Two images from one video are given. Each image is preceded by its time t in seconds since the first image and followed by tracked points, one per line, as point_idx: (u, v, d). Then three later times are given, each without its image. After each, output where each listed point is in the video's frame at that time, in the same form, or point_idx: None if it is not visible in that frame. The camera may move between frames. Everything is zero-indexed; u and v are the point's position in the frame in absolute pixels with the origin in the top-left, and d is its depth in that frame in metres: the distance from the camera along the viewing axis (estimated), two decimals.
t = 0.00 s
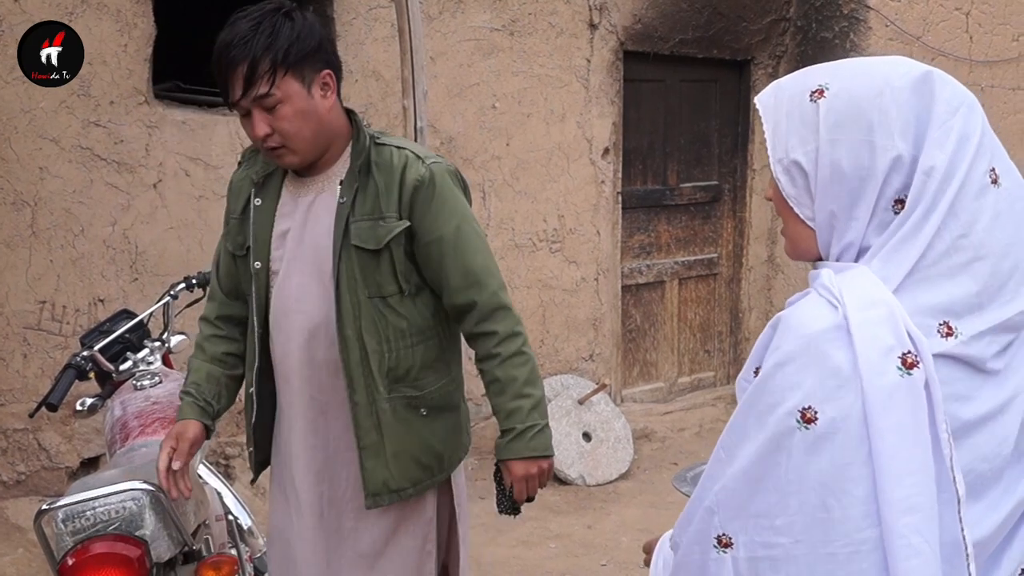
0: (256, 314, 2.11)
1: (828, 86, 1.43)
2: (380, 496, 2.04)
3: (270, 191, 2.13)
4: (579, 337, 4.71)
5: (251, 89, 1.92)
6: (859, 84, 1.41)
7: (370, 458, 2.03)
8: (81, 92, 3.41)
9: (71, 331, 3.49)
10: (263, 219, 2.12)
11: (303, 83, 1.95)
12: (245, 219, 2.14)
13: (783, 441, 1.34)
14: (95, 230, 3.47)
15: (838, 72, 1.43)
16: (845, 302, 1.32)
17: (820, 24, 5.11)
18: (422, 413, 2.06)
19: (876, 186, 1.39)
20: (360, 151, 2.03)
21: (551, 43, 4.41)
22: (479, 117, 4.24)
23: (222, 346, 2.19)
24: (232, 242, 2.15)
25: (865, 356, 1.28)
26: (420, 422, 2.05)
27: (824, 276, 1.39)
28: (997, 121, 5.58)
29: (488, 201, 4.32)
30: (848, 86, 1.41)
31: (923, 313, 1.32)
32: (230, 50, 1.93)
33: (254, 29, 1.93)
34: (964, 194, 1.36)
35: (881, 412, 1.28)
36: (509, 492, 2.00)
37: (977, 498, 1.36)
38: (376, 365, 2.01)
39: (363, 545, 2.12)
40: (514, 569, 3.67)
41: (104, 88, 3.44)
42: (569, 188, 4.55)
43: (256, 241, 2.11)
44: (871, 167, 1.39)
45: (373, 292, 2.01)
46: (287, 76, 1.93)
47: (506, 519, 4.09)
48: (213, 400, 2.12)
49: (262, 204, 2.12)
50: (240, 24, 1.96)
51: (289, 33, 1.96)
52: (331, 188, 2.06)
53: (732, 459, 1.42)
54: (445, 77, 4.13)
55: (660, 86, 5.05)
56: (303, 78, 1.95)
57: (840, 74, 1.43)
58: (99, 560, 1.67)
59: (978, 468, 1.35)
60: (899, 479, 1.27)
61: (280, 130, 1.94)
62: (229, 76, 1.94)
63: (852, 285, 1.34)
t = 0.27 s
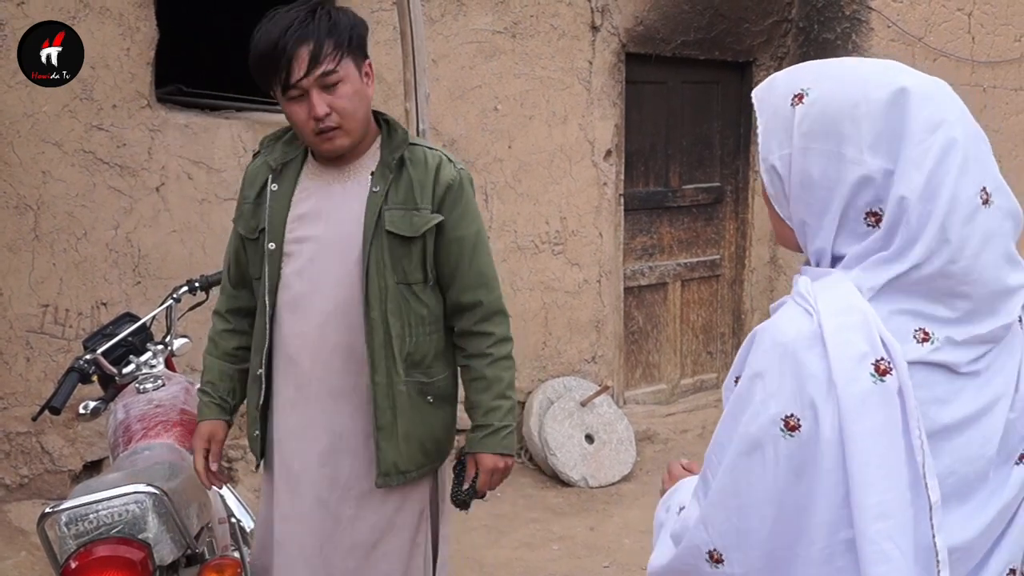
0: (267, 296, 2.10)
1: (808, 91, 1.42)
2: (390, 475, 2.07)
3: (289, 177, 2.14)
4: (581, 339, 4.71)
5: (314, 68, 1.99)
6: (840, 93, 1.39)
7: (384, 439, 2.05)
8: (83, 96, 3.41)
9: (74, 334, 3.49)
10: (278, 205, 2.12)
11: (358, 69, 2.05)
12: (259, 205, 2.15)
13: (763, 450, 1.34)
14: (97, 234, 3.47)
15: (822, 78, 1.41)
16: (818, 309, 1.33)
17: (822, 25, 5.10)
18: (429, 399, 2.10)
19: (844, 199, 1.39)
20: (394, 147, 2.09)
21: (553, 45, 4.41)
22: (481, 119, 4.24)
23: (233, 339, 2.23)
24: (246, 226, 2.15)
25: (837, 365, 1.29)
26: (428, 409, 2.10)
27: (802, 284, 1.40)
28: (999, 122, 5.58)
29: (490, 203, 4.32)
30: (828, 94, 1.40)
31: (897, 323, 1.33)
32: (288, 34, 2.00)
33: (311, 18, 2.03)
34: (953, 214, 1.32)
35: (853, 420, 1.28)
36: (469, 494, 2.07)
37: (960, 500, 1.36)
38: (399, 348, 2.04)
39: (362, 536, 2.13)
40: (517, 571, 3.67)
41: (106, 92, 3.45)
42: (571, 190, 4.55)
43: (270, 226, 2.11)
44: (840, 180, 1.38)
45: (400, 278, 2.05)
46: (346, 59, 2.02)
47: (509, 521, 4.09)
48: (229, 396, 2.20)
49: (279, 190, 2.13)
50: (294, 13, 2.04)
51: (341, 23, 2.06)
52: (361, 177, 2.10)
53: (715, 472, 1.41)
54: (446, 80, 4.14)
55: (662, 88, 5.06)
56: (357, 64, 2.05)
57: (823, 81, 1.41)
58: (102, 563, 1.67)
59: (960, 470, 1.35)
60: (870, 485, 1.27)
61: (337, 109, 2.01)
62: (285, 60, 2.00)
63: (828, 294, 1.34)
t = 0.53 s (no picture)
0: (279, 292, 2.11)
1: (798, 85, 1.42)
2: (392, 462, 2.08)
3: (298, 178, 2.14)
4: (583, 340, 4.71)
5: (331, 81, 1.99)
6: (826, 87, 1.39)
7: (386, 426, 2.06)
8: (86, 98, 3.42)
9: (77, 335, 3.50)
10: (289, 205, 2.12)
11: (373, 82, 2.06)
12: (269, 205, 2.15)
13: (742, 453, 1.35)
14: (100, 235, 3.48)
15: (811, 72, 1.41)
16: (798, 315, 1.35)
17: (823, 26, 5.10)
18: (431, 390, 2.11)
19: (829, 193, 1.39)
20: (401, 147, 2.11)
21: (554, 46, 4.42)
22: (483, 120, 4.25)
23: (234, 338, 2.23)
24: (257, 225, 2.14)
25: (817, 368, 1.31)
26: (429, 400, 2.11)
27: (782, 287, 1.42)
28: (1001, 122, 5.58)
29: (492, 204, 4.32)
30: (816, 87, 1.40)
31: (877, 326, 1.36)
32: (308, 45, 2.01)
33: (331, 29, 2.03)
34: (930, 210, 1.33)
35: (833, 423, 1.30)
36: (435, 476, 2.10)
37: (938, 506, 1.39)
38: (405, 340, 2.05)
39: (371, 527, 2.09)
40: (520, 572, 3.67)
41: (108, 93, 3.45)
42: (573, 191, 4.55)
43: (282, 224, 2.12)
44: (823, 173, 1.39)
45: (408, 271, 2.06)
46: (364, 73, 2.03)
47: (512, 522, 4.09)
48: (225, 392, 2.20)
49: (288, 190, 2.13)
50: (313, 22, 2.04)
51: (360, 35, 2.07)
52: (371, 176, 2.11)
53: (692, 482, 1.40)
54: (448, 81, 4.14)
55: (663, 89, 5.06)
56: (372, 77, 2.06)
57: (812, 74, 1.41)
58: (106, 564, 1.68)
59: (940, 476, 1.38)
60: (847, 489, 1.30)
61: (351, 119, 2.03)
62: (302, 70, 2.00)
63: (808, 296, 1.36)
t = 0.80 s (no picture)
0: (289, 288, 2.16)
1: (805, 82, 1.41)
2: (402, 452, 2.10)
3: (309, 177, 2.19)
4: (589, 340, 4.71)
5: (314, 101, 2.02)
6: (833, 85, 1.39)
7: (395, 416, 2.08)
8: (93, 98, 3.42)
9: (84, 335, 3.50)
10: (299, 204, 2.18)
11: (360, 95, 2.06)
12: (282, 205, 2.21)
13: (736, 456, 1.36)
14: (107, 235, 3.48)
15: (819, 69, 1.41)
16: (794, 317, 1.36)
17: (829, 26, 5.10)
18: (442, 380, 2.13)
19: (833, 191, 1.38)
20: (404, 140, 2.14)
21: (560, 46, 4.41)
22: (489, 120, 4.25)
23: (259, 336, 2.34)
24: (271, 225, 2.22)
25: (811, 372, 1.32)
26: (440, 389, 2.13)
27: (781, 288, 1.42)
28: (1008, 122, 5.56)
29: (498, 204, 4.32)
30: (822, 85, 1.39)
31: (874, 330, 1.35)
32: (293, 63, 2.03)
33: (315, 45, 2.04)
34: (932, 213, 1.32)
35: (826, 428, 1.30)
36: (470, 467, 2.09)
37: (934, 513, 1.38)
38: (411, 332, 2.08)
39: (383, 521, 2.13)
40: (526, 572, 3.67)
41: (115, 93, 3.46)
42: (580, 191, 4.55)
43: (293, 222, 2.17)
44: (827, 171, 1.38)
45: (412, 263, 2.09)
46: (348, 89, 2.04)
47: (518, 522, 4.09)
48: (253, 386, 2.33)
49: (299, 189, 2.18)
50: (300, 35, 2.06)
51: (347, 47, 2.06)
52: (375, 170, 2.14)
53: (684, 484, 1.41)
54: (455, 81, 4.14)
55: (669, 89, 5.05)
56: (360, 90, 2.06)
57: (820, 71, 1.40)
58: (114, 563, 1.68)
59: (935, 483, 1.37)
60: (839, 495, 1.29)
61: (337, 137, 2.06)
62: (290, 88, 2.04)
63: (804, 298, 1.37)
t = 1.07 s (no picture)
0: (314, 294, 2.25)
1: (809, 88, 1.41)
2: (421, 455, 2.16)
3: (335, 185, 2.26)
4: (600, 345, 4.70)
5: (320, 109, 2.06)
6: (838, 91, 1.38)
7: (412, 419, 2.14)
8: (105, 103, 3.44)
9: (96, 338, 3.51)
10: (325, 211, 2.25)
11: (367, 101, 2.08)
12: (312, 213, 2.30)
13: (743, 467, 1.35)
14: (118, 239, 3.49)
15: (823, 75, 1.40)
16: (801, 326, 1.35)
17: (840, 30, 5.09)
18: (464, 382, 2.17)
19: (838, 198, 1.37)
20: (422, 142, 2.18)
21: (571, 50, 4.41)
22: (499, 125, 4.25)
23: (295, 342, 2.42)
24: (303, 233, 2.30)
25: (818, 381, 1.31)
26: (461, 391, 2.17)
27: (787, 296, 1.42)
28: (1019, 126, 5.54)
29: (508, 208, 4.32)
30: (827, 91, 1.39)
31: (882, 340, 1.34)
32: (300, 71, 2.07)
33: (321, 53, 2.07)
34: (938, 221, 1.32)
35: (834, 437, 1.30)
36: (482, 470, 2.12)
37: (943, 522, 1.37)
38: (428, 335, 2.13)
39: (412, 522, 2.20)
40: None
41: (127, 98, 3.47)
42: (590, 195, 4.54)
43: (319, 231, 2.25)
44: (832, 178, 1.37)
45: (430, 266, 2.13)
46: (353, 96, 2.06)
47: (528, 527, 4.08)
48: (289, 393, 2.41)
49: (325, 198, 2.25)
50: (307, 44, 2.10)
51: (353, 54, 2.09)
52: (394, 173, 2.18)
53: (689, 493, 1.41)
54: (465, 85, 4.14)
55: (680, 93, 5.05)
56: (367, 96, 2.08)
57: (824, 77, 1.40)
58: (126, 566, 1.68)
59: (944, 492, 1.36)
60: (848, 505, 1.29)
61: (347, 144, 2.09)
62: (299, 95, 2.08)
63: (811, 307, 1.36)
